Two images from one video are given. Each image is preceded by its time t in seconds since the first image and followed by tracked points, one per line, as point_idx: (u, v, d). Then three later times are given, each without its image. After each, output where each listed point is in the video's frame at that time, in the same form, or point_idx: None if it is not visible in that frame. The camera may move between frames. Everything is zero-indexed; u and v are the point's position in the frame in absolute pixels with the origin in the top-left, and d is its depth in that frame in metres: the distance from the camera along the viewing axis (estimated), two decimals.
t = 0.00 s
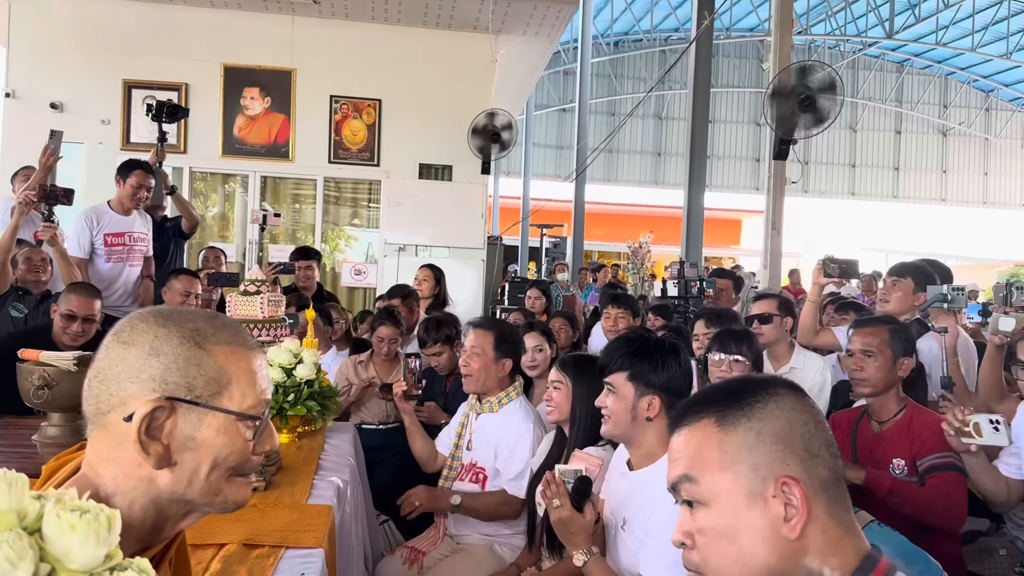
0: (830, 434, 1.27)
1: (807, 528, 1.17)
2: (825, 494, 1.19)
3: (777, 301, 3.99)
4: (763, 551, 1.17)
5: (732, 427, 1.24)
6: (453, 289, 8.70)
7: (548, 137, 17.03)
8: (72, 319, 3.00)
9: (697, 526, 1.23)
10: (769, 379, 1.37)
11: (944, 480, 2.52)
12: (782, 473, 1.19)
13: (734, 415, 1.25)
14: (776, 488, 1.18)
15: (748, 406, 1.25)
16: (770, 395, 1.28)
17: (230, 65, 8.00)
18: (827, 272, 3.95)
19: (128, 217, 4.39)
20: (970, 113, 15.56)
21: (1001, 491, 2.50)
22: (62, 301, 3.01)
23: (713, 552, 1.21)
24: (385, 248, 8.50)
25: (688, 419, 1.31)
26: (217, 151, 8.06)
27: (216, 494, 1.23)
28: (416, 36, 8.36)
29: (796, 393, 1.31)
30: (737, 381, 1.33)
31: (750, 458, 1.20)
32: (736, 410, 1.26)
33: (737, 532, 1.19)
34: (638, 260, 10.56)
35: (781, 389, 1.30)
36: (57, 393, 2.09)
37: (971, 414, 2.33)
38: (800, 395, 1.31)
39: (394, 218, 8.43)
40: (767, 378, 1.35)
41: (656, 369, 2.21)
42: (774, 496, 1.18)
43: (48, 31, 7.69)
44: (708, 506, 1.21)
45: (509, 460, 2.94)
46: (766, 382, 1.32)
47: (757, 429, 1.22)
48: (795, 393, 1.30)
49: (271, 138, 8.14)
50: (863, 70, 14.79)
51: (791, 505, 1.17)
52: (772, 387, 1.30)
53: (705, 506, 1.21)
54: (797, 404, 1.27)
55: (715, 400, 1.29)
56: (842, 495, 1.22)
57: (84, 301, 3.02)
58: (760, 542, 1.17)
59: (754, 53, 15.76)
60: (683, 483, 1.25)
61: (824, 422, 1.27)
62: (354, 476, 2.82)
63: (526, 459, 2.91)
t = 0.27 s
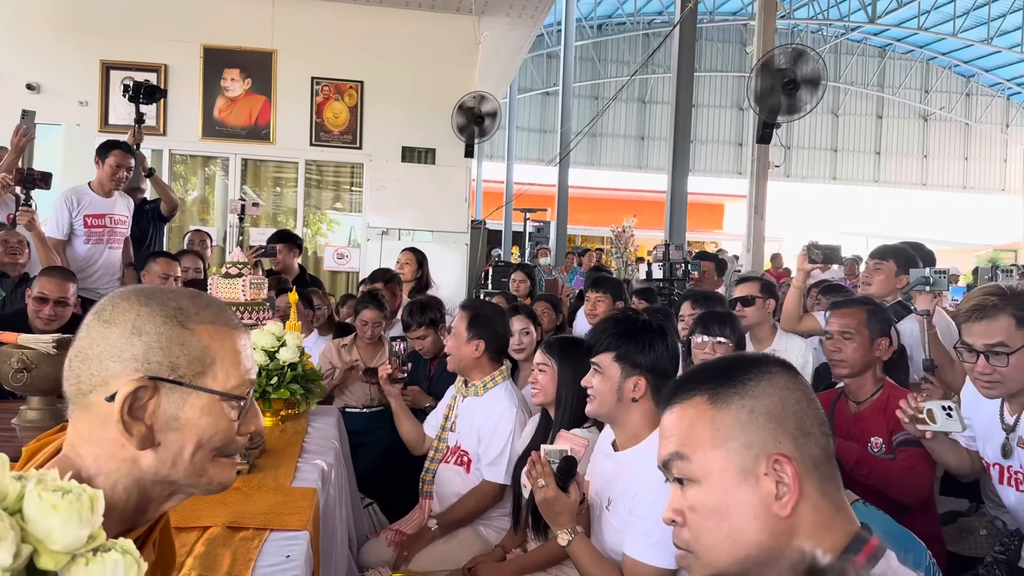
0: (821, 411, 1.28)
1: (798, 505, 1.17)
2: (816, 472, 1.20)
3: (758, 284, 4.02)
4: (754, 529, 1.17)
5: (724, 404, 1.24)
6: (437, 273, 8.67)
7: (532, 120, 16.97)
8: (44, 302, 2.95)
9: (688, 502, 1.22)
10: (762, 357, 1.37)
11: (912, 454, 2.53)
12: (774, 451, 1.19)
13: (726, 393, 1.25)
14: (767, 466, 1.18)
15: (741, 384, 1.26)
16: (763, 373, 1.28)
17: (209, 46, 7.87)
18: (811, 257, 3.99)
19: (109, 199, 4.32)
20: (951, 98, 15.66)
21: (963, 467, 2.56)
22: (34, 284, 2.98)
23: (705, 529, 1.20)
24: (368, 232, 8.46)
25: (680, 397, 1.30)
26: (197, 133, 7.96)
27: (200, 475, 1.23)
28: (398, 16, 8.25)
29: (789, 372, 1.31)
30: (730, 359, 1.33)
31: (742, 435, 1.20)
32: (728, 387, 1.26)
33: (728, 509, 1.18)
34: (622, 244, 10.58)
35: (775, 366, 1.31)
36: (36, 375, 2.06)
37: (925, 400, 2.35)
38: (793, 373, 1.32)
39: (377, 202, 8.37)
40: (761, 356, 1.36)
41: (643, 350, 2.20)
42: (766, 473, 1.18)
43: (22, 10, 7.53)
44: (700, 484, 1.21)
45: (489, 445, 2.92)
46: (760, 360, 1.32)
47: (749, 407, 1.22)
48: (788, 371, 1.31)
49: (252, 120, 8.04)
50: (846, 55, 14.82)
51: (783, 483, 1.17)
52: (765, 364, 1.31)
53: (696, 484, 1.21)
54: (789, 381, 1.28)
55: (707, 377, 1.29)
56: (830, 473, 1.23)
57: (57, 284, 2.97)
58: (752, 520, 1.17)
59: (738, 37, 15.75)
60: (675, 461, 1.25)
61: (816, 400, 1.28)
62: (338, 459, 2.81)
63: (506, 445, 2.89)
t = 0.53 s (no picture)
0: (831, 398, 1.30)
1: (806, 492, 1.16)
2: (825, 459, 1.21)
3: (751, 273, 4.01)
4: (761, 515, 1.16)
5: (733, 387, 1.26)
6: (426, 263, 8.65)
7: (522, 110, 16.94)
8: (30, 296, 2.94)
9: (695, 487, 1.20)
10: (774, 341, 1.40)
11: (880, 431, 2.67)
12: (784, 437, 1.20)
13: (736, 376, 1.27)
14: (777, 452, 1.19)
15: (752, 368, 1.28)
16: (774, 356, 1.31)
17: (197, 33, 7.80)
18: (801, 249, 4.00)
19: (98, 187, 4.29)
20: (939, 88, 15.73)
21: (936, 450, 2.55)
22: (20, 278, 2.95)
23: (711, 514, 1.19)
24: (357, 222, 8.43)
25: (689, 379, 1.31)
26: (185, 121, 7.90)
27: (193, 465, 1.23)
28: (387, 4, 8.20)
29: (801, 358, 1.34)
30: (742, 342, 1.36)
31: (752, 422, 1.21)
32: (738, 369, 1.28)
33: (734, 494, 1.17)
34: (612, 235, 10.59)
35: (785, 351, 1.34)
36: (25, 365, 2.05)
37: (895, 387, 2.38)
38: (803, 357, 1.35)
39: (366, 192, 8.31)
40: (771, 341, 1.38)
41: (636, 339, 2.21)
42: (775, 458, 1.18)
43: None
44: (708, 467, 1.20)
45: (477, 438, 2.91)
46: (770, 345, 1.35)
47: (760, 390, 1.25)
48: (799, 357, 1.34)
49: (240, 109, 7.99)
50: (835, 45, 14.84)
51: (791, 468, 1.17)
52: (776, 349, 1.34)
53: (703, 467, 1.21)
54: (799, 367, 1.31)
55: (716, 360, 1.32)
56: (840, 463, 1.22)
57: (42, 276, 2.96)
58: (759, 505, 1.16)
59: (727, 26, 15.75)
60: (682, 445, 1.24)
61: (826, 387, 1.31)
62: (330, 449, 2.81)
63: (495, 438, 2.89)
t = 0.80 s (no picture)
0: (859, 380, 1.28)
1: (829, 476, 1.14)
2: (850, 443, 1.19)
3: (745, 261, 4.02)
4: (782, 498, 1.15)
5: (759, 367, 1.24)
6: (416, 251, 8.62)
7: (511, 98, 16.88)
8: (19, 292, 2.91)
9: (716, 465, 1.21)
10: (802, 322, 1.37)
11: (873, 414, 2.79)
12: (809, 420, 1.18)
13: (763, 356, 1.26)
14: (801, 434, 1.17)
15: (782, 349, 1.26)
16: (804, 337, 1.29)
17: (184, 19, 7.72)
18: (791, 238, 4.02)
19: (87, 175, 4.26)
20: (928, 77, 15.77)
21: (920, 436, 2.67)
22: (6, 274, 2.93)
23: (730, 494, 1.18)
24: (347, 210, 8.39)
25: (712, 358, 1.31)
26: (172, 108, 7.84)
27: (191, 449, 1.24)
28: None
29: (832, 343, 1.31)
30: (771, 321, 1.34)
31: (781, 405, 1.19)
32: (767, 350, 1.26)
33: (757, 474, 1.17)
34: (601, 223, 10.59)
35: (816, 333, 1.31)
36: (16, 353, 2.04)
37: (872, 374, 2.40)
38: (834, 339, 1.32)
39: (356, 181, 8.29)
40: (801, 322, 1.36)
41: (631, 327, 2.23)
42: (798, 441, 1.17)
43: None
44: (730, 447, 1.20)
45: (469, 428, 2.91)
46: (800, 325, 1.32)
47: (788, 371, 1.23)
48: (830, 341, 1.31)
49: (228, 96, 7.93)
50: (824, 33, 14.84)
51: (815, 452, 1.15)
52: (806, 330, 1.31)
53: (725, 446, 1.20)
54: (829, 350, 1.28)
55: (744, 339, 1.30)
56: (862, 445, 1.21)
57: (29, 271, 2.93)
58: (781, 487, 1.15)
59: (717, 14, 15.73)
60: (705, 422, 1.24)
61: (854, 369, 1.28)
62: (322, 436, 2.81)
63: (486, 429, 2.89)
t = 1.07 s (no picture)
0: (864, 365, 1.27)
1: (844, 465, 1.13)
2: (861, 428, 1.18)
3: (738, 253, 4.06)
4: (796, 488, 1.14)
5: (762, 362, 1.23)
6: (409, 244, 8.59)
7: (505, 91, 16.83)
8: (12, 294, 2.89)
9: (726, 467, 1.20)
10: (803, 308, 1.36)
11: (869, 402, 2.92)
12: (819, 410, 1.18)
13: (764, 349, 1.24)
14: (811, 425, 1.17)
15: (780, 339, 1.25)
16: (803, 326, 1.27)
17: (176, 11, 7.69)
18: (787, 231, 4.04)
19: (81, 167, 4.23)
20: (921, 70, 15.79)
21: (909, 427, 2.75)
22: None
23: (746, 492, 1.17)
24: (340, 203, 8.36)
25: (713, 356, 1.29)
26: (164, 100, 7.81)
27: (185, 440, 1.24)
28: None
29: (832, 327, 1.30)
30: (767, 310, 1.33)
31: (781, 396, 1.19)
32: (767, 343, 1.25)
33: (769, 469, 1.16)
34: (595, 216, 10.57)
35: (815, 319, 1.30)
36: (7, 345, 2.02)
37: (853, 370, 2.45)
38: (834, 326, 1.31)
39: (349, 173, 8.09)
40: (798, 307, 1.34)
41: (627, 318, 2.23)
42: (809, 432, 1.16)
43: None
44: (741, 447, 1.19)
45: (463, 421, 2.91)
46: (800, 314, 1.31)
47: (790, 363, 1.21)
48: (830, 325, 1.30)
49: (220, 88, 7.91)
50: (818, 26, 14.84)
51: (827, 441, 1.15)
52: (805, 318, 1.29)
53: (737, 446, 1.19)
54: (831, 335, 1.27)
55: (743, 334, 1.28)
56: (873, 429, 1.19)
57: (23, 273, 2.91)
58: (794, 481, 1.14)
59: (711, 7, 15.73)
60: (710, 425, 1.24)
61: (858, 353, 1.27)
62: (316, 428, 2.81)
63: (482, 423, 2.88)
